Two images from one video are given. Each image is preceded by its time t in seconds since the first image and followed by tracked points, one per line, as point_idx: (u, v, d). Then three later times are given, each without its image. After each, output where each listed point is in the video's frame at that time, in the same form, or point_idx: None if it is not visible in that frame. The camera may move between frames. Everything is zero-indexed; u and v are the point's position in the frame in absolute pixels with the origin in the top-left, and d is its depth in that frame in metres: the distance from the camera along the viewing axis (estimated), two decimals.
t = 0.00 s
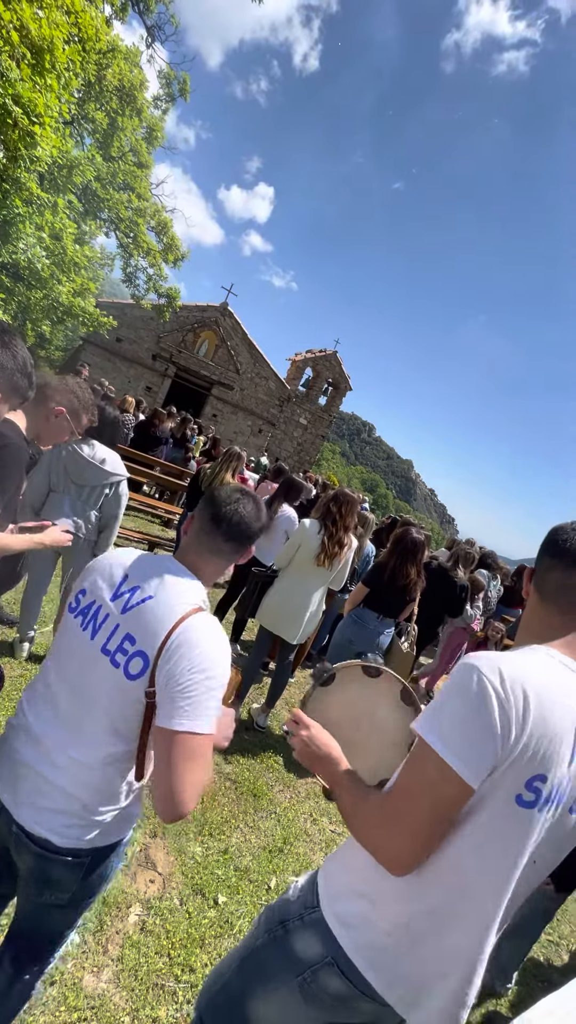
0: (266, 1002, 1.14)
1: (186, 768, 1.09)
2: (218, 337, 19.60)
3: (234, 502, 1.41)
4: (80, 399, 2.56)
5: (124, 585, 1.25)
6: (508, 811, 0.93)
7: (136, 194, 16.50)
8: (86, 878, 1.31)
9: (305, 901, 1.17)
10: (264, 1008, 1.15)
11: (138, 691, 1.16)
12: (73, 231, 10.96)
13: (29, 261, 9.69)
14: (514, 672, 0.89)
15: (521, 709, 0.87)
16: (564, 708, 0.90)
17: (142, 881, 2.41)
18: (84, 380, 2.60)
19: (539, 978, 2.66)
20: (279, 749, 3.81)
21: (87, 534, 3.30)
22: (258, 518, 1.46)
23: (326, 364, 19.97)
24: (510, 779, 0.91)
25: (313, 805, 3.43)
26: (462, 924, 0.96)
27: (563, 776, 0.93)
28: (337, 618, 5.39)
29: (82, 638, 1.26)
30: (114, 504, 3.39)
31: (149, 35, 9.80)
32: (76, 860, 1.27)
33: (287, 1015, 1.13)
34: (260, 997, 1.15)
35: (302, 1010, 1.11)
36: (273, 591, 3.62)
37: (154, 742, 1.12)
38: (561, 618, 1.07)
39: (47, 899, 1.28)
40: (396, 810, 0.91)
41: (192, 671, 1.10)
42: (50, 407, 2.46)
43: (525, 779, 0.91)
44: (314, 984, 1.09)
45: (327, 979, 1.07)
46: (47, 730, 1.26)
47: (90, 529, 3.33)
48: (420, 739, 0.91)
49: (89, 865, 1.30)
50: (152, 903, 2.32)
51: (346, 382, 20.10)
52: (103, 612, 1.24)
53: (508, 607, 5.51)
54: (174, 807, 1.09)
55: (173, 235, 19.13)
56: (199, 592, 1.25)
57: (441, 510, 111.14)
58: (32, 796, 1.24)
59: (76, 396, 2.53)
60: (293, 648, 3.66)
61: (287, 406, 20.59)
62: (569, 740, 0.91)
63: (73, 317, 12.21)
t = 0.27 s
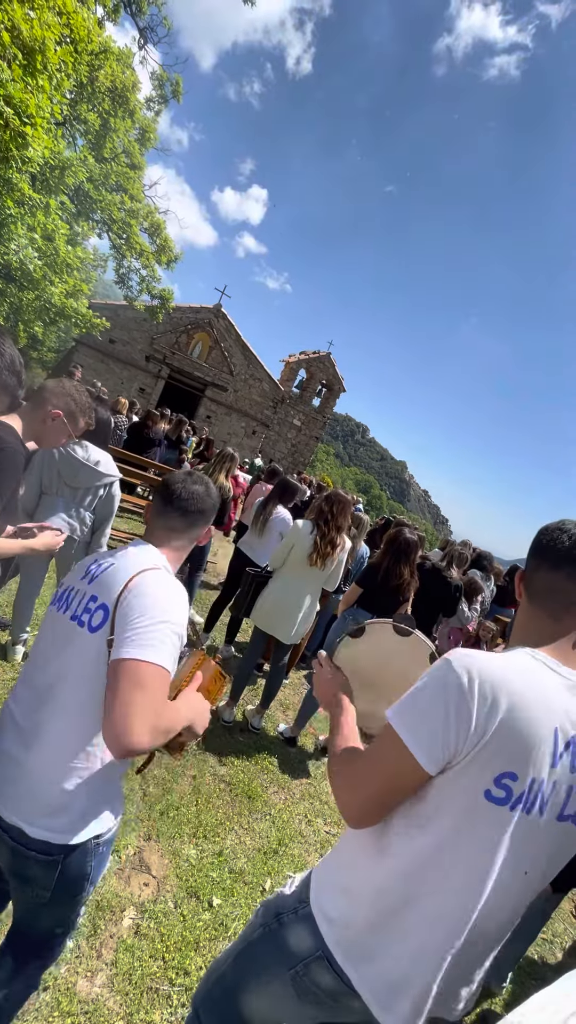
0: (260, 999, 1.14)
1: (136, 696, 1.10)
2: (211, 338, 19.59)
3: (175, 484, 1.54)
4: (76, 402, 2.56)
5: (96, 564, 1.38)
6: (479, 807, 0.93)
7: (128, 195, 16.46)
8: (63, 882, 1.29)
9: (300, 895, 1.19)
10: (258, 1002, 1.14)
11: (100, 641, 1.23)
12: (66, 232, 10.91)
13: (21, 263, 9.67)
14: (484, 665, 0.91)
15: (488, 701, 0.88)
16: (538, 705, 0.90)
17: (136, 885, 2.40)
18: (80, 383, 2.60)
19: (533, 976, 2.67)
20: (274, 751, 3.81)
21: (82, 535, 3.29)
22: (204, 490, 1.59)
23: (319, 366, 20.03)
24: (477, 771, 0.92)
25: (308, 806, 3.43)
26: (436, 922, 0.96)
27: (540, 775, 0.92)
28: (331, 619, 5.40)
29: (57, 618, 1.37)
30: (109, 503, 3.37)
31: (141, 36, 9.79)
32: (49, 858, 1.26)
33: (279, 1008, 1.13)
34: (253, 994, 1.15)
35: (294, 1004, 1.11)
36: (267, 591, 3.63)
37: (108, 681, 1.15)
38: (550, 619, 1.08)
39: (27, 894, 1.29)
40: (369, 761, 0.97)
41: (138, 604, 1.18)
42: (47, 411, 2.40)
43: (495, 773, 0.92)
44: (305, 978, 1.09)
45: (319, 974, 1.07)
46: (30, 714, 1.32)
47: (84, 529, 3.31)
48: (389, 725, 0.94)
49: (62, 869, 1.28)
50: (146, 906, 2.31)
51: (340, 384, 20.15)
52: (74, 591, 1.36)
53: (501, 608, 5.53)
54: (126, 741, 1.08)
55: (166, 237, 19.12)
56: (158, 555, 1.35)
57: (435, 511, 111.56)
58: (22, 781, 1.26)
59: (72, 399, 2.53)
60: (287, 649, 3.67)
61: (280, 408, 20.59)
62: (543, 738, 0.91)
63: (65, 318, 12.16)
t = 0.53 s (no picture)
0: (254, 992, 1.14)
1: (93, 644, 1.13)
2: (205, 341, 19.59)
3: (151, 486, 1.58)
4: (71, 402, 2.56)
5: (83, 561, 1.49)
6: (462, 803, 0.94)
7: (122, 197, 16.45)
8: (34, 883, 1.28)
9: (295, 887, 1.20)
10: (252, 998, 1.14)
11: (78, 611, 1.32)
12: (59, 233, 10.87)
13: (13, 264, 9.63)
14: (463, 657, 0.93)
15: (466, 691, 0.90)
16: (518, 697, 0.91)
17: (130, 888, 2.39)
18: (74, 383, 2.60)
19: (527, 975, 2.68)
20: (269, 752, 3.80)
21: (81, 537, 3.26)
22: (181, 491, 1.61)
23: (314, 369, 20.09)
24: (460, 768, 0.92)
25: (303, 808, 3.43)
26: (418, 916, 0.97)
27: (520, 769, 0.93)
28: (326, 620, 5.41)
29: (49, 607, 1.46)
30: (106, 505, 3.35)
31: (134, 38, 9.77)
32: (18, 855, 1.26)
33: (271, 1002, 1.13)
34: (248, 987, 1.15)
35: (286, 996, 1.11)
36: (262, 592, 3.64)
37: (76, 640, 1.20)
38: (542, 619, 1.09)
39: None
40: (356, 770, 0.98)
41: (100, 568, 1.28)
42: (41, 413, 2.42)
43: (474, 767, 0.93)
44: (296, 968, 1.10)
45: (308, 963, 1.08)
46: (20, 692, 1.38)
47: (83, 532, 3.28)
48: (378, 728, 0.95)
49: (32, 865, 1.27)
50: (141, 910, 2.30)
51: (334, 386, 20.20)
52: (65, 581, 1.46)
53: (495, 608, 5.56)
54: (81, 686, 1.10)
55: (160, 239, 19.10)
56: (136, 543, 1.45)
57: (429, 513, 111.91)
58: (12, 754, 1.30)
59: (66, 399, 2.53)
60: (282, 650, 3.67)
61: (275, 410, 20.59)
62: (524, 731, 0.92)
63: (58, 320, 12.11)
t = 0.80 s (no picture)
0: (248, 999, 1.13)
1: (87, 636, 1.13)
2: (200, 342, 19.59)
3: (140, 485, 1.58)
4: (66, 402, 2.55)
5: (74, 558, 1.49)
6: (455, 804, 0.94)
7: (116, 199, 16.43)
8: (28, 882, 1.27)
9: (288, 889, 1.21)
10: (246, 1003, 1.14)
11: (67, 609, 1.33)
12: (53, 235, 10.84)
13: (7, 266, 9.61)
14: (454, 656, 0.94)
15: (456, 689, 0.90)
16: (508, 696, 0.92)
17: (125, 892, 2.38)
18: (67, 382, 2.59)
19: (522, 974, 2.69)
20: (264, 754, 3.80)
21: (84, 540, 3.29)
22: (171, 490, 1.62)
23: (308, 371, 20.13)
24: (452, 767, 0.93)
25: (298, 810, 3.42)
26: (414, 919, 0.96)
27: (512, 768, 0.94)
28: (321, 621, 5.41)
29: (41, 606, 1.45)
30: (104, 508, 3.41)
31: (128, 40, 9.78)
32: (12, 854, 1.25)
33: (265, 1008, 1.12)
34: (243, 992, 1.14)
35: (280, 1002, 1.10)
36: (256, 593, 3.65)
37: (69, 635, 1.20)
38: (534, 619, 1.09)
39: None
40: (352, 770, 0.98)
41: (95, 562, 1.29)
42: (36, 413, 2.39)
43: (466, 766, 0.93)
44: (290, 973, 1.09)
45: (302, 967, 1.08)
46: (10, 694, 1.38)
47: (85, 535, 3.31)
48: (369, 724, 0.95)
49: (27, 861, 1.27)
50: (136, 914, 2.29)
51: (329, 388, 20.24)
52: (55, 581, 1.45)
53: (490, 608, 5.58)
54: (74, 679, 1.10)
55: (154, 241, 19.10)
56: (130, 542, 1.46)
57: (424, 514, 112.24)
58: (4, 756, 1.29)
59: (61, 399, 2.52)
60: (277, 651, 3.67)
61: (270, 411, 20.60)
62: (515, 730, 0.93)
63: (52, 322, 12.07)
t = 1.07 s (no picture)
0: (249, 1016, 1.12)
1: (123, 672, 1.17)
2: (196, 344, 19.59)
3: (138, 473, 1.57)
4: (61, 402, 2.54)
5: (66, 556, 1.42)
6: (466, 804, 0.94)
7: (112, 200, 16.43)
8: (49, 868, 1.31)
9: (283, 905, 1.19)
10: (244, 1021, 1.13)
11: (79, 625, 1.28)
12: (48, 236, 10.82)
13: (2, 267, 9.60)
14: (470, 660, 0.93)
15: (471, 696, 0.90)
16: (521, 701, 0.92)
17: (121, 895, 2.37)
18: (61, 382, 2.57)
19: (519, 976, 2.69)
20: (261, 756, 3.79)
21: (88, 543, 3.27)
22: (170, 481, 1.61)
23: (305, 373, 20.17)
24: (464, 769, 0.93)
25: (295, 812, 3.41)
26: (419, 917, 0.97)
27: (523, 771, 0.94)
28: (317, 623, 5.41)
29: (32, 609, 1.39)
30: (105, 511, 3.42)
31: (124, 42, 9.79)
32: (33, 845, 1.28)
33: None
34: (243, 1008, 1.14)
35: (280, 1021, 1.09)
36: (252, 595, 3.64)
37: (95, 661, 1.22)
38: (534, 617, 1.10)
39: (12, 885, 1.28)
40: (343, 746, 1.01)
41: (115, 587, 1.24)
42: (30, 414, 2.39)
43: (479, 771, 0.93)
44: (291, 990, 1.08)
45: (303, 984, 1.07)
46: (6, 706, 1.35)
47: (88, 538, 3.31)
48: (371, 712, 0.95)
49: (47, 852, 1.30)
50: (131, 917, 2.28)
51: (325, 390, 20.28)
52: (48, 583, 1.39)
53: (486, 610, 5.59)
54: (116, 716, 1.16)
55: (150, 243, 19.10)
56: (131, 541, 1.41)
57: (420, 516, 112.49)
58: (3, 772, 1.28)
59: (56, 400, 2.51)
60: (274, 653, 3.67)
61: (266, 413, 20.60)
62: (527, 735, 0.93)
63: (48, 323, 12.05)
